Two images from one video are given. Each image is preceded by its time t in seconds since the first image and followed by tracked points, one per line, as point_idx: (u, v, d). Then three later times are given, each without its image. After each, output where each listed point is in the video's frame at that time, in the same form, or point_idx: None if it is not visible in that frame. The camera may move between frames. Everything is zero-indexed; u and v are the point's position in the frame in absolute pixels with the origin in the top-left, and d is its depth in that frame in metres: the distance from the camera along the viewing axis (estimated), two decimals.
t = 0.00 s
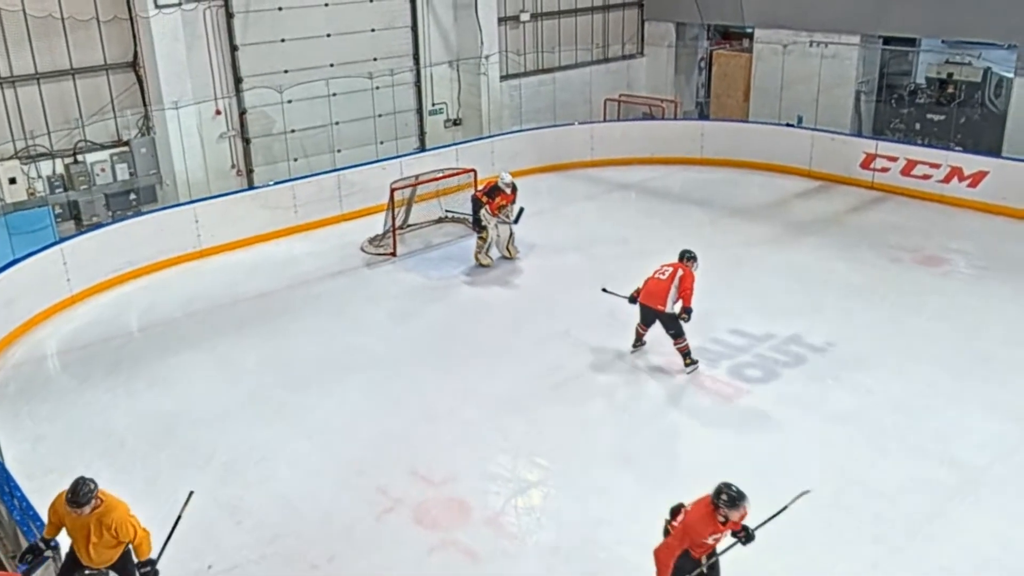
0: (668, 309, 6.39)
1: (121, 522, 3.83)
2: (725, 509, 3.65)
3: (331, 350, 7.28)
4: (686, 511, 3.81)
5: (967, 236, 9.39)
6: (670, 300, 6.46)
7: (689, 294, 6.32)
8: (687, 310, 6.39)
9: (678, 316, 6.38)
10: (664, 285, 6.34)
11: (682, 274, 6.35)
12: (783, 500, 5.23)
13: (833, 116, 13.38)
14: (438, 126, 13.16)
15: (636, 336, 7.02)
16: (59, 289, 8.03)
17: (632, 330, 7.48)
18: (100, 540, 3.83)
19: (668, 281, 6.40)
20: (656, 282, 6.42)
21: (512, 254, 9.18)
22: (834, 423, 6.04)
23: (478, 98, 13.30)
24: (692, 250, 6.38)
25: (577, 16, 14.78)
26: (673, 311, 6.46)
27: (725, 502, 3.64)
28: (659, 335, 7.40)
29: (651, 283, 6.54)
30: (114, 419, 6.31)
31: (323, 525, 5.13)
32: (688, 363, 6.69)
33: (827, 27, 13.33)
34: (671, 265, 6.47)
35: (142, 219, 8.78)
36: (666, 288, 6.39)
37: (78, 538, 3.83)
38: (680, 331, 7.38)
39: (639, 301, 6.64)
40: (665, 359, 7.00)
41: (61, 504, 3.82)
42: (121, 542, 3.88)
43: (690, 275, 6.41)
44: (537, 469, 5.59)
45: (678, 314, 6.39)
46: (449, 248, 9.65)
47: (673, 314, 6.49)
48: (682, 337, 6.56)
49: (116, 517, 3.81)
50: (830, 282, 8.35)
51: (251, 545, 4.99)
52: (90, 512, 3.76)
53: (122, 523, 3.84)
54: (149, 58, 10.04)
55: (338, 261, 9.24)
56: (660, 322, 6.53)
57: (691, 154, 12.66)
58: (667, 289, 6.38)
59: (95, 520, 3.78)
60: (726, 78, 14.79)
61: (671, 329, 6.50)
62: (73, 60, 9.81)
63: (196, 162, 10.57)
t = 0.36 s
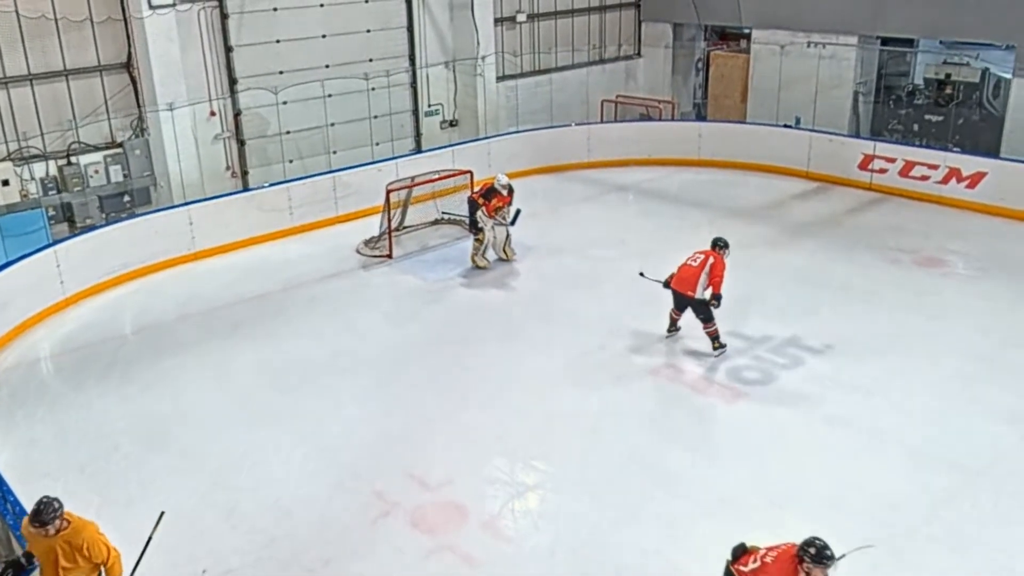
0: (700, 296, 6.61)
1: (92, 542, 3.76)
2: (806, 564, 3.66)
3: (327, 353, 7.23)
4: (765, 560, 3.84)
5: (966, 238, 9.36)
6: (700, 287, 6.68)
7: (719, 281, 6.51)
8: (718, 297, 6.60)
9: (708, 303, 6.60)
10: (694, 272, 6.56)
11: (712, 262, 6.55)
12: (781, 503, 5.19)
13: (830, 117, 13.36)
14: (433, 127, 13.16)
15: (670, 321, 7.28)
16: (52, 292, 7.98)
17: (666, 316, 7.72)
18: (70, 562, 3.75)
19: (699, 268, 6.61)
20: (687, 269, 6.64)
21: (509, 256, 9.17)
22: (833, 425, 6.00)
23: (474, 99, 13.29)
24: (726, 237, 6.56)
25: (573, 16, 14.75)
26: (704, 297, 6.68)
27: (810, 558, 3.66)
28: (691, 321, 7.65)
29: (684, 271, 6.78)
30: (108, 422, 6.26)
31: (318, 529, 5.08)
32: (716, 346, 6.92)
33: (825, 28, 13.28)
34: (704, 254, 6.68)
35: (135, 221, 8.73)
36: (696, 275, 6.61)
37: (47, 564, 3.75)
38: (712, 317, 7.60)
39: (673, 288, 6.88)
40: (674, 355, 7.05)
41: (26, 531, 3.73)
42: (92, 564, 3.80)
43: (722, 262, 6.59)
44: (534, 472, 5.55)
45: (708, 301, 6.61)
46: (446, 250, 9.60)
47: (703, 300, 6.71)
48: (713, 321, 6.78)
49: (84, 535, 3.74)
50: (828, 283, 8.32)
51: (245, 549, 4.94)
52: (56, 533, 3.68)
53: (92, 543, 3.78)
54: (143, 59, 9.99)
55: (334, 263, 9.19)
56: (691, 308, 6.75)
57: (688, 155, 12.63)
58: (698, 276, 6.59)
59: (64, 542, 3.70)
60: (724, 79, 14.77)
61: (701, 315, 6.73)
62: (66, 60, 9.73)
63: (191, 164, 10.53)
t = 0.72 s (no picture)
0: (729, 283, 6.94)
1: (36, 570, 3.46)
2: None
3: (324, 355, 7.19)
4: None
5: (965, 239, 9.33)
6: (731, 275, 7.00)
7: (749, 270, 6.83)
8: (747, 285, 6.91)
9: (738, 290, 6.91)
10: (725, 260, 6.91)
11: (745, 252, 6.88)
12: (781, 505, 5.16)
13: (829, 118, 13.34)
14: (431, 128, 13.14)
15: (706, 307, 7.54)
16: (48, 294, 7.96)
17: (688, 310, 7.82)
18: None
19: (731, 257, 6.94)
20: (720, 257, 6.98)
21: (507, 258, 9.14)
22: (832, 427, 5.97)
23: (472, 100, 13.27)
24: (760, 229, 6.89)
25: (572, 16, 14.72)
26: (733, 285, 6.99)
27: None
28: (725, 311, 7.80)
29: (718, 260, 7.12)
30: (104, 425, 6.23)
31: (315, 532, 5.05)
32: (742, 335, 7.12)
33: (824, 28, 13.25)
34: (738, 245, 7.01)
35: (132, 222, 8.70)
36: (728, 263, 6.94)
37: None
38: (745, 307, 7.71)
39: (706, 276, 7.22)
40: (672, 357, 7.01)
41: None
42: None
43: (754, 253, 6.91)
44: (532, 474, 5.52)
45: (738, 288, 6.92)
46: (444, 251, 9.58)
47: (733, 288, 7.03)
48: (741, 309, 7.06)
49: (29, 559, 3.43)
50: (827, 284, 8.30)
51: (241, 552, 4.90)
52: None
53: (38, 569, 3.47)
54: (139, 60, 9.97)
55: (331, 265, 9.16)
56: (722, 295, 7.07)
57: (686, 156, 12.61)
58: (729, 264, 6.92)
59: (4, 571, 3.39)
60: (723, 79, 14.76)
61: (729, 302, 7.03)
62: (62, 61, 9.71)
63: (188, 165, 10.50)
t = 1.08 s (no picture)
0: (758, 273, 7.17)
1: None
2: None
3: (323, 356, 7.18)
4: None
5: (965, 240, 9.32)
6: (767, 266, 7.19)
7: (776, 263, 6.97)
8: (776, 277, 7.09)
9: (764, 281, 7.13)
10: (758, 250, 7.14)
11: (778, 245, 7.02)
12: (782, 506, 5.14)
13: (829, 118, 13.33)
14: (430, 128, 13.11)
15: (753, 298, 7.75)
16: (46, 295, 7.94)
17: (690, 311, 7.81)
18: None
19: (768, 249, 7.13)
20: (759, 247, 7.20)
21: (506, 259, 9.12)
22: (832, 428, 5.96)
23: (471, 101, 13.26)
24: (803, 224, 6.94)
25: (571, 17, 14.71)
26: (766, 276, 7.20)
27: None
28: (738, 309, 7.83)
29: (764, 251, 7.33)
30: (102, 426, 6.22)
31: (314, 534, 5.03)
32: (771, 327, 7.31)
33: (823, 28, 13.24)
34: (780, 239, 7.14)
35: (130, 223, 8.68)
36: (762, 254, 7.16)
37: None
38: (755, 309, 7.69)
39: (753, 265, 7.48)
40: (671, 358, 7.00)
41: None
42: None
43: (790, 247, 6.99)
44: (531, 476, 5.51)
45: (765, 279, 7.13)
46: (443, 252, 9.56)
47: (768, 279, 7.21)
48: (773, 300, 7.23)
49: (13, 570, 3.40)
50: (827, 285, 8.28)
51: (240, 554, 4.88)
52: None
53: None
54: (137, 60, 9.97)
55: (330, 266, 9.15)
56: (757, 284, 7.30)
57: (686, 157, 12.60)
58: (763, 254, 7.14)
59: None
60: (722, 80, 14.74)
61: (762, 292, 7.26)
62: (60, 61, 9.70)
63: (187, 165, 10.47)
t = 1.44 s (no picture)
0: (791, 269, 7.19)
1: None
2: None
3: (323, 357, 7.18)
4: None
5: (965, 240, 9.32)
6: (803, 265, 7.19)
7: (812, 260, 6.99)
8: (808, 275, 7.09)
9: (796, 278, 7.14)
10: (798, 245, 7.16)
11: (818, 244, 7.03)
12: (782, 506, 5.14)
13: (829, 119, 13.32)
14: (430, 129, 13.09)
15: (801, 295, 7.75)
16: (46, 296, 7.93)
17: (689, 311, 7.80)
18: None
19: (808, 246, 7.14)
20: (800, 245, 7.22)
21: (506, 258, 9.10)
22: (833, 428, 5.95)
23: (471, 101, 13.25)
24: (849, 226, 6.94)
25: (571, 17, 14.70)
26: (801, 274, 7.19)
27: None
28: (739, 310, 7.82)
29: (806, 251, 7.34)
30: (102, 426, 6.21)
31: (314, 534, 5.02)
32: (799, 324, 7.32)
33: (823, 28, 13.24)
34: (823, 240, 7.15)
35: (129, 223, 8.67)
36: (801, 250, 7.17)
37: None
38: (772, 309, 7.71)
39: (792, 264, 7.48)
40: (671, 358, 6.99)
41: None
42: None
43: (829, 248, 7.00)
44: (531, 476, 5.50)
45: (797, 275, 7.15)
46: (443, 252, 9.56)
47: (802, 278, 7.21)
48: (804, 299, 7.23)
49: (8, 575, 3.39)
50: (827, 285, 8.28)
51: (240, 554, 4.88)
52: None
53: None
54: (136, 60, 9.97)
55: (330, 266, 9.14)
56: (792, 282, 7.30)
57: (686, 157, 12.59)
58: (800, 251, 7.16)
59: None
60: (722, 80, 14.73)
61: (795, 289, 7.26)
62: (60, 61, 9.70)
63: (186, 166, 10.46)
